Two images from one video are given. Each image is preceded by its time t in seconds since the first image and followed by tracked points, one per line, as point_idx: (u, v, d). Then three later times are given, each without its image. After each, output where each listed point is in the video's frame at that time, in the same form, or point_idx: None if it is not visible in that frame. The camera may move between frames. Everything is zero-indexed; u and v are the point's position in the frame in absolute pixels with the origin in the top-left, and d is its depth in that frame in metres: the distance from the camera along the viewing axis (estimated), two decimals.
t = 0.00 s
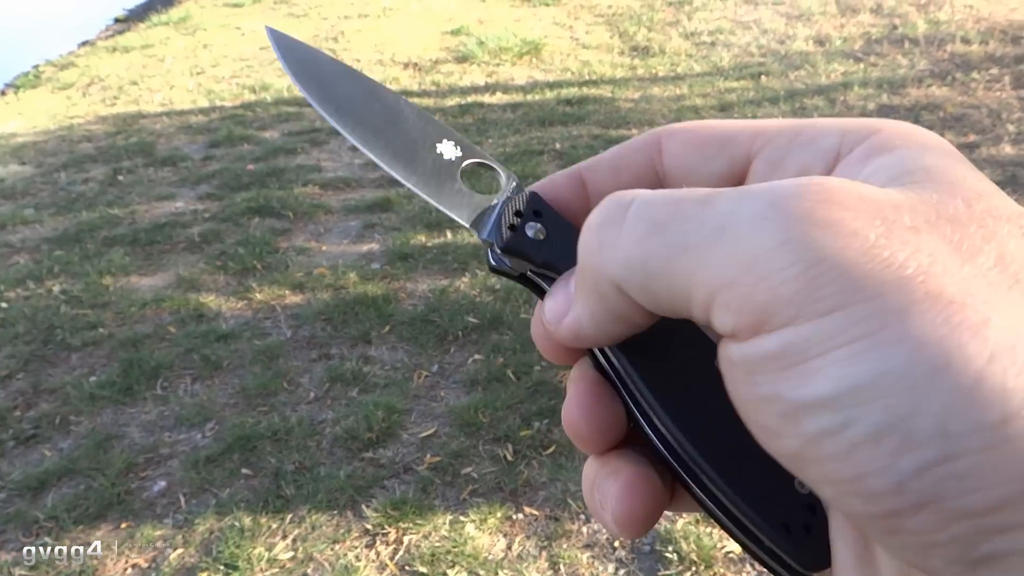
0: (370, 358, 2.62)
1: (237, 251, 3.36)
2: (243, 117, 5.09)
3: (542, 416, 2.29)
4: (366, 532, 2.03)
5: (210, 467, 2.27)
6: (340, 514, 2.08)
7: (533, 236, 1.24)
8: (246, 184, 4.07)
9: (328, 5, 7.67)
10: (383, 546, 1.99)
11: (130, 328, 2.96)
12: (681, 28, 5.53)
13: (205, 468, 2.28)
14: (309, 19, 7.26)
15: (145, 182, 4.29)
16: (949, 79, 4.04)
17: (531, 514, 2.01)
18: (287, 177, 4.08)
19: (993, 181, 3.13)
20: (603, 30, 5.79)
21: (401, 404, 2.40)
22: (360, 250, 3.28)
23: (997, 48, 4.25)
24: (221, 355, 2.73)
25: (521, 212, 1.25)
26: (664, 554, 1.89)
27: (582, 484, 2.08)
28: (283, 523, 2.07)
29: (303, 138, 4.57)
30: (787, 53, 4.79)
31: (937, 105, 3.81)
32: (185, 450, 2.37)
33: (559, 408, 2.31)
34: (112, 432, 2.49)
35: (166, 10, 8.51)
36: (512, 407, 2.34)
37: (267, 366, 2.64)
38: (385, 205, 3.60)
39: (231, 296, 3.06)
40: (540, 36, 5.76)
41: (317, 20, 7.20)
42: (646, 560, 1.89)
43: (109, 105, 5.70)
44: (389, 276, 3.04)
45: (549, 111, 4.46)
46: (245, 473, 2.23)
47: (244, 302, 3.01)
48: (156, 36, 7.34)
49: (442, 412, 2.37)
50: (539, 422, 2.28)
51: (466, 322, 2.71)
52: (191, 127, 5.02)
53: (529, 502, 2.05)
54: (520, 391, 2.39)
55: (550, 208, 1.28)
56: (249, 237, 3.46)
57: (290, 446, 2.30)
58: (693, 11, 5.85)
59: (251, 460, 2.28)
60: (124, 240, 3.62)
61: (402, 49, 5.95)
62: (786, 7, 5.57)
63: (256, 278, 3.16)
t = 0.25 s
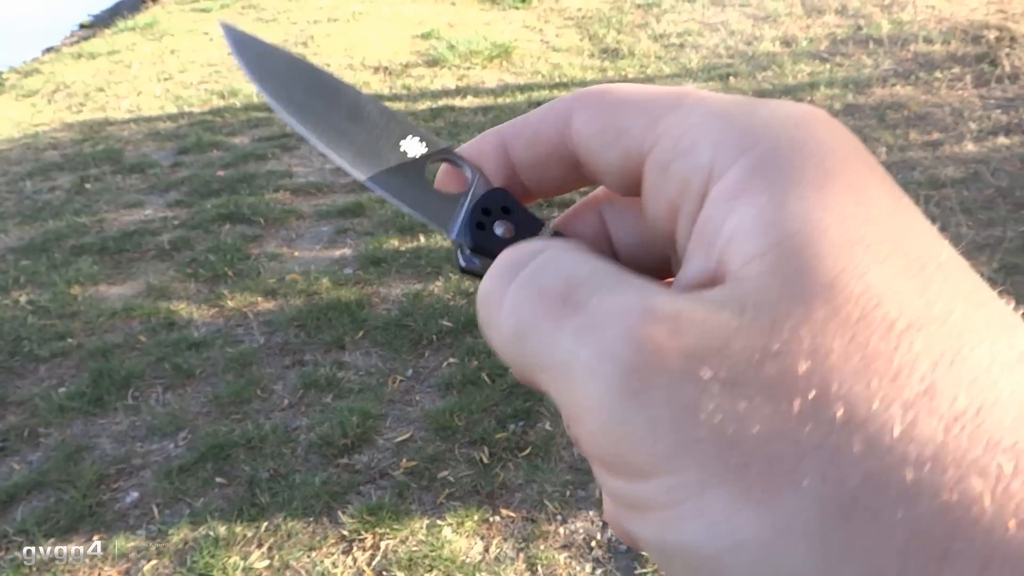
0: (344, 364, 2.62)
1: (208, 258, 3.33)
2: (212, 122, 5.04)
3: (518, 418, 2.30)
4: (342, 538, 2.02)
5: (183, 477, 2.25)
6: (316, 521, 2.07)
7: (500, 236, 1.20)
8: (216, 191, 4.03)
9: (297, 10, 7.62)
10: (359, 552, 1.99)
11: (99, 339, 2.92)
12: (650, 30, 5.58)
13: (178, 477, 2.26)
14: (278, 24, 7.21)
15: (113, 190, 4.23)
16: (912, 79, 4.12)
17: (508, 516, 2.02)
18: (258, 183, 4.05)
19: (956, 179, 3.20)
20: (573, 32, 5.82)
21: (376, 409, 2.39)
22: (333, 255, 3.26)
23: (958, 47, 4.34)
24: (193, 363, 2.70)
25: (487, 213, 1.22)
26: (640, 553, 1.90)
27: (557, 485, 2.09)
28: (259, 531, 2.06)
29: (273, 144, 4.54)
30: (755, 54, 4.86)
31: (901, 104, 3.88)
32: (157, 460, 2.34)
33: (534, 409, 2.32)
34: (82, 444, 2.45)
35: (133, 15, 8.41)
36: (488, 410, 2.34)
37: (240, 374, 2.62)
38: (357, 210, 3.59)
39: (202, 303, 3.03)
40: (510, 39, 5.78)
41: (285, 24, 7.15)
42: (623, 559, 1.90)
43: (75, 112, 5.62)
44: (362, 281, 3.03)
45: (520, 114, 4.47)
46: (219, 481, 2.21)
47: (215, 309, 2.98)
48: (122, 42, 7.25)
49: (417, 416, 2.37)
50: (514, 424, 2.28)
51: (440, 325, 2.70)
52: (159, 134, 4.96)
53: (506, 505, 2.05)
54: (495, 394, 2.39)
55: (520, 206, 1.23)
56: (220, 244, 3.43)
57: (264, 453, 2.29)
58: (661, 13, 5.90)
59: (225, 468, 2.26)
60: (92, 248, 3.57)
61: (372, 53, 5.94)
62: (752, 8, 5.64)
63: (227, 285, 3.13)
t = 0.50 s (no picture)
0: (329, 368, 2.61)
1: (190, 263, 3.31)
2: (193, 127, 5.01)
3: (503, 422, 2.30)
4: (328, 543, 2.02)
5: (167, 484, 2.24)
6: (302, 526, 2.06)
7: (503, 283, 1.14)
8: (198, 195, 4.01)
9: (278, 14, 7.60)
10: (345, 558, 1.98)
11: (80, 344, 2.90)
12: (632, 35, 5.62)
13: (162, 484, 2.24)
14: (260, 28, 7.19)
15: (93, 195, 4.19)
16: (890, 84, 4.18)
17: (493, 521, 2.02)
18: (240, 187, 4.03)
19: (934, 182, 3.25)
20: (555, 37, 5.85)
21: (361, 414, 2.39)
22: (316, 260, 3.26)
23: (934, 53, 4.40)
24: (176, 369, 2.68)
25: (491, 259, 1.15)
26: (626, 557, 1.91)
27: (543, 489, 2.09)
28: (244, 537, 2.05)
29: (255, 148, 4.52)
30: (735, 59, 4.91)
31: (879, 109, 3.94)
32: (140, 466, 2.32)
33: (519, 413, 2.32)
34: (64, 450, 2.43)
35: (112, 19, 8.34)
36: (473, 414, 2.34)
37: (224, 380, 2.61)
38: (341, 214, 3.59)
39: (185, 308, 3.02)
40: (493, 44, 5.80)
41: (267, 28, 7.13)
42: (609, 562, 1.91)
43: (54, 116, 5.56)
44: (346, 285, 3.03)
45: (503, 118, 4.48)
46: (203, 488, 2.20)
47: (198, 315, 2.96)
48: (102, 45, 7.19)
49: (403, 421, 2.36)
50: (499, 428, 2.28)
51: (424, 330, 2.70)
52: (140, 138, 4.93)
53: (492, 509, 2.06)
54: (481, 398, 2.40)
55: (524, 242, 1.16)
56: (203, 249, 3.42)
57: (249, 459, 2.28)
58: (643, 18, 5.94)
59: (209, 474, 2.25)
60: (73, 254, 3.54)
61: (354, 58, 5.93)
62: (733, 14, 5.70)
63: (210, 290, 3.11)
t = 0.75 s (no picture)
0: (324, 377, 2.60)
1: (184, 273, 3.30)
2: (186, 137, 5.01)
3: (498, 427, 2.28)
4: (325, 552, 2.01)
5: (162, 495, 2.23)
6: (298, 536, 2.06)
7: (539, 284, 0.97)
8: (191, 206, 4.00)
9: (270, 23, 7.61)
10: (342, 567, 1.98)
11: (75, 357, 2.89)
12: (624, 39, 5.64)
13: (158, 495, 2.24)
14: (252, 37, 7.19)
15: (87, 206, 4.19)
16: (881, 84, 4.20)
17: (491, 527, 2.02)
18: (234, 197, 4.03)
19: (926, 181, 3.27)
20: (547, 42, 5.87)
21: (357, 422, 2.39)
22: (311, 269, 3.25)
23: (924, 52, 4.43)
24: (170, 380, 2.67)
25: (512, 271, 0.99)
26: (624, 560, 1.91)
27: (540, 494, 2.09)
28: (240, 548, 2.04)
29: (248, 157, 4.52)
30: (726, 62, 4.92)
31: (870, 110, 3.95)
32: (136, 478, 2.32)
33: (515, 418, 2.32)
34: (59, 463, 2.42)
35: (104, 30, 8.34)
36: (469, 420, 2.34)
37: (219, 390, 2.60)
38: (335, 222, 3.59)
39: (179, 319, 3.01)
40: (485, 50, 5.81)
41: (259, 38, 7.13)
42: (607, 566, 1.91)
43: (47, 128, 5.56)
44: (341, 293, 3.03)
45: (496, 124, 4.49)
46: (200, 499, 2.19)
47: (192, 325, 2.96)
48: (94, 57, 7.19)
49: (399, 428, 2.36)
50: (495, 433, 2.27)
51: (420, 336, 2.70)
52: (133, 149, 4.92)
53: (489, 515, 2.05)
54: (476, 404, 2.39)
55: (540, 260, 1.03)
56: (196, 259, 3.41)
57: (245, 469, 2.27)
58: (634, 22, 5.96)
59: (205, 485, 2.24)
60: (67, 266, 3.53)
61: (346, 66, 5.94)
62: (724, 17, 5.72)
63: (204, 301, 3.11)
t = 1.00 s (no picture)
0: (314, 385, 2.59)
1: (172, 283, 3.29)
2: (174, 146, 5.00)
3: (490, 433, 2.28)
4: (316, 561, 2.00)
5: (152, 506, 2.21)
6: (290, 545, 2.05)
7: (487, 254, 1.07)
8: (180, 215, 3.98)
9: (257, 31, 7.60)
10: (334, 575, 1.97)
11: (63, 368, 2.87)
12: (611, 42, 5.65)
13: (148, 506, 2.22)
14: (239, 45, 7.18)
15: (74, 217, 4.16)
16: (868, 83, 4.22)
17: (483, 532, 2.01)
18: (222, 205, 4.02)
19: (912, 179, 3.28)
20: (535, 46, 5.87)
21: (347, 429, 2.38)
22: (300, 276, 3.24)
23: (909, 51, 4.45)
24: (160, 390, 2.66)
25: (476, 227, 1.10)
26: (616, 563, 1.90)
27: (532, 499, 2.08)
28: (231, 558, 2.03)
29: (237, 166, 4.51)
30: (714, 63, 4.94)
31: (857, 109, 3.97)
32: (126, 490, 2.30)
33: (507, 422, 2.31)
34: (48, 476, 2.40)
35: (90, 40, 8.31)
36: (460, 426, 2.33)
37: (208, 400, 2.58)
38: (324, 229, 3.58)
39: (168, 329, 2.99)
40: (472, 55, 5.81)
41: (247, 46, 7.12)
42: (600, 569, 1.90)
43: (33, 139, 5.53)
44: (330, 300, 3.02)
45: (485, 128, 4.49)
46: (190, 510, 2.18)
47: (181, 335, 2.94)
48: (81, 67, 7.16)
49: (390, 435, 2.35)
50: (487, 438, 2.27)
51: (410, 342, 2.69)
52: (120, 159, 4.90)
53: (481, 520, 2.04)
54: (467, 409, 2.38)
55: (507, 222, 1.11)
56: (185, 268, 3.40)
57: (235, 479, 2.26)
58: (621, 25, 5.98)
59: (196, 496, 2.23)
60: (54, 277, 3.51)
61: (334, 72, 5.93)
62: (710, 18, 5.74)
63: (193, 310, 3.09)
